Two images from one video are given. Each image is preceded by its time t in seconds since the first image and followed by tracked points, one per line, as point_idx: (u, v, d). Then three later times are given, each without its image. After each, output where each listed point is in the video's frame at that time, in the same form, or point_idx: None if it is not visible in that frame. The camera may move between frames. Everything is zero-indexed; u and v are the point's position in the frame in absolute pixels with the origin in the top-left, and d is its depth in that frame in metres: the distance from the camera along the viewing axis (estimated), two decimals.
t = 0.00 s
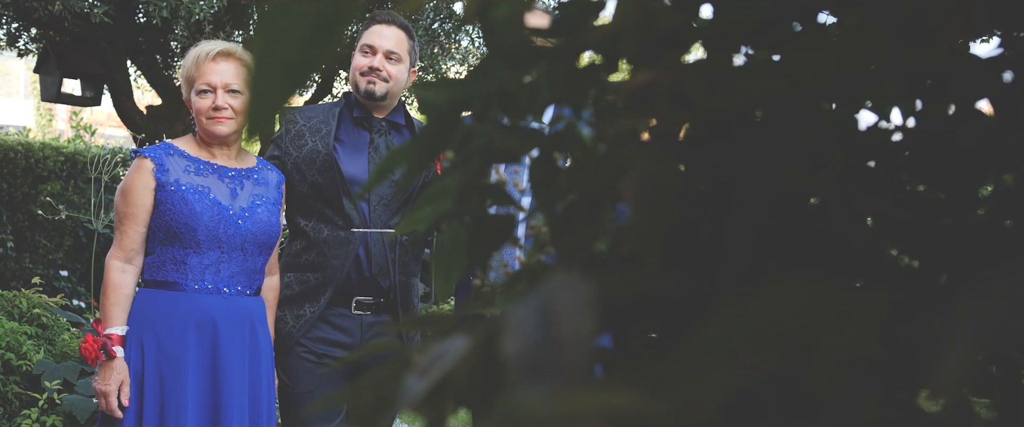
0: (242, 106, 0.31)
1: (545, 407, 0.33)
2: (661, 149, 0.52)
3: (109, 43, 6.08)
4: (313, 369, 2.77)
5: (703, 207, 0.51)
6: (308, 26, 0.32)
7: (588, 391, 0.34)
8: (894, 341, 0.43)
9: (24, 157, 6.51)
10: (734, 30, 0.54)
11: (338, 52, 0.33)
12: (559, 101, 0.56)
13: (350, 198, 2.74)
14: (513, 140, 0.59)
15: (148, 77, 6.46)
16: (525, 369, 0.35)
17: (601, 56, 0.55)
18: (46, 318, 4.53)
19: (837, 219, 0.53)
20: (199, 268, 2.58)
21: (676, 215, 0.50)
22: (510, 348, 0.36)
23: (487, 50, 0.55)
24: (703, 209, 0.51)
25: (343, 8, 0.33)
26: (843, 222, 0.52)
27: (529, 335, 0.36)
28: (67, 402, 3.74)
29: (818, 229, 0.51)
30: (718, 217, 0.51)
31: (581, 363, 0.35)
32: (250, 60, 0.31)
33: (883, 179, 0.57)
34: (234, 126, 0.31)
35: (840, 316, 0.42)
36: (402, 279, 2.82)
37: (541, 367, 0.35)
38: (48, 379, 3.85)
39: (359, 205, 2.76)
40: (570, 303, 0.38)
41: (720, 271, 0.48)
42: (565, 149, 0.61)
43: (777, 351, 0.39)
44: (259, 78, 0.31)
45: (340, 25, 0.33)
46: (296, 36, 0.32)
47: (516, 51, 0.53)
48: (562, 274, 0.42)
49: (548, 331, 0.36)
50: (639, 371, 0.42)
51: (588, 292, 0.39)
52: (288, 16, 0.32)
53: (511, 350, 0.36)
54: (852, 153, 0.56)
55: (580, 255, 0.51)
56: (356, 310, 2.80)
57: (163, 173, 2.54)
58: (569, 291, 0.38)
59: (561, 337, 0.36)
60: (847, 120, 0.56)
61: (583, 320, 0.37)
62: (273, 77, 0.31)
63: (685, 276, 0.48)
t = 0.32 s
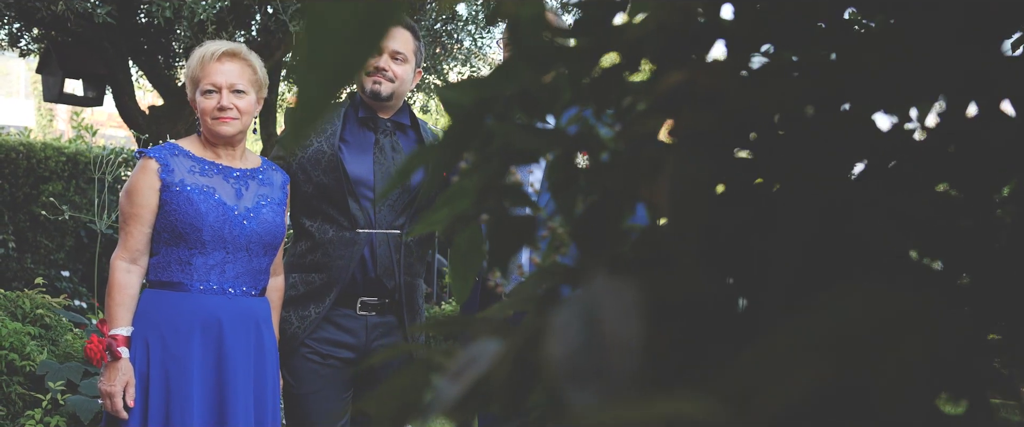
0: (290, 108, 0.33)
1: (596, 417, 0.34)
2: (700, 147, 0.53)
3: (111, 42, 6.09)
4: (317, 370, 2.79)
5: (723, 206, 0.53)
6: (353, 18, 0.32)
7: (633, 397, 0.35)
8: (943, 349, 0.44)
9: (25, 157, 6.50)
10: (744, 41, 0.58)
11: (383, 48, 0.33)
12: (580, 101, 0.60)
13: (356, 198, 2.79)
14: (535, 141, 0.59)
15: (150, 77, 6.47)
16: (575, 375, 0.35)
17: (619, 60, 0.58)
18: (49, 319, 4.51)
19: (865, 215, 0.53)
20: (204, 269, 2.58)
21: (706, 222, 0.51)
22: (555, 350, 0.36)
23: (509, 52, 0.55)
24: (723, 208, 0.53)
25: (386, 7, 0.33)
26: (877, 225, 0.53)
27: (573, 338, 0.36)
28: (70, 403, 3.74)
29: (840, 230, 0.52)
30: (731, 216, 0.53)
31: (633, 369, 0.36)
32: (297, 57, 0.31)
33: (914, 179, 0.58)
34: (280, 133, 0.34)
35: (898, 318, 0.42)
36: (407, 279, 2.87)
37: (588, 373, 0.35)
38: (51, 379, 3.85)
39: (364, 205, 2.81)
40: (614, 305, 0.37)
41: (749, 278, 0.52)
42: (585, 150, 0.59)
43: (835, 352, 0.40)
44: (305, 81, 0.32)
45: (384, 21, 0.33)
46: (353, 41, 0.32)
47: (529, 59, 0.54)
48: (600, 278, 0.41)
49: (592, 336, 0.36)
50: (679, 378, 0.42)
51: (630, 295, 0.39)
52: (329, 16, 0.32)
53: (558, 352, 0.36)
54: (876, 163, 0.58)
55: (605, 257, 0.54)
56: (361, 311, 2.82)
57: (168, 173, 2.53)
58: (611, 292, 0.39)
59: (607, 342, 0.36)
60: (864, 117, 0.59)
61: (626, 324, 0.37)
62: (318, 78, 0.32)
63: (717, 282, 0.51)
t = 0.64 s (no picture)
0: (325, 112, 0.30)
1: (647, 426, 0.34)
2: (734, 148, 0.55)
3: (112, 43, 6.08)
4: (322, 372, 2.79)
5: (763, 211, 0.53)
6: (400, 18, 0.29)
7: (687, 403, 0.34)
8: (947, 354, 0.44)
9: (27, 157, 6.50)
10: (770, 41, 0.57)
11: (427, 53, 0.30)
12: (604, 101, 0.60)
13: (360, 199, 2.82)
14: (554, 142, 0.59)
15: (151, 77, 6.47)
16: (623, 381, 0.34)
17: (645, 60, 0.58)
18: (53, 319, 4.52)
19: (888, 218, 0.56)
20: (209, 269, 2.57)
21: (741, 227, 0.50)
22: (601, 355, 0.35)
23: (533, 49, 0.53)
24: (758, 211, 0.52)
25: None
26: (874, 216, 0.55)
27: (619, 343, 0.35)
28: (74, 403, 3.73)
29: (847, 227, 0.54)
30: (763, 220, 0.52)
31: (680, 374, 0.35)
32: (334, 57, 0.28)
33: (918, 171, 0.61)
34: (318, 137, 0.30)
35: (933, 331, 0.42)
36: (412, 280, 2.87)
37: (637, 379, 0.34)
38: (55, 380, 3.85)
39: (368, 205, 2.83)
40: (658, 311, 0.37)
41: (783, 289, 0.51)
42: (604, 150, 0.61)
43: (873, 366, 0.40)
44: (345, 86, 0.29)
45: (429, 24, 0.30)
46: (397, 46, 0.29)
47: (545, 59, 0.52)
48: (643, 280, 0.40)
49: (641, 339, 0.35)
50: (729, 384, 0.41)
51: (679, 298, 0.38)
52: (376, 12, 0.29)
53: (603, 358, 0.35)
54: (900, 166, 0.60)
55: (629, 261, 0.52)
56: (366, 311, 2.82)
57: (173, 174, 2.53)
58: (657, 295, 0.38)
59: (652, 346, 0.35)
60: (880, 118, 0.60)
61: (675, 327, 0.36)
62: (357, 85, 0.29)
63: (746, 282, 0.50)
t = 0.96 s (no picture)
0: (381, 116, 0.31)
1: None
2: (759, 149, 0.53)
3: (114, 43, 6.09)
4: (327, 372, 2.79)
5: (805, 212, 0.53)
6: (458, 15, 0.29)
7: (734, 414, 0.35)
8: (998, 358, 0.44)
9: (28, 158, 6.49)
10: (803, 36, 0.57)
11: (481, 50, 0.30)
12: (631, 101, 0.59)
13: (365, 200, 2.81)
14: (571, 140, 0.58)
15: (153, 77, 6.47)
16: (667, 386, 0.35)
17: (671, 62, 0.58)
18: (56, 320, 4.52)
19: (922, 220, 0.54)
20: (215, 270, 2.57)
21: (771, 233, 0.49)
22: (646, 361, 0.36)
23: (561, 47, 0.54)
24: (787, 218, 0.51)
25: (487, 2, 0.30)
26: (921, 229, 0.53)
27: (668, 349, 0.36)
28: (78, 404, 3.74)
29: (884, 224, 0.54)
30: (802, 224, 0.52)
31: (737, 380, 0.35)
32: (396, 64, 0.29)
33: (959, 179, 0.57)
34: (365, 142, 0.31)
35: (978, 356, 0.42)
36: (416, 281, 2.86)
37: (686, 382, 0.35)
38: (60, 381, 3.85)
39: (374, 206, 2.83)
40: (708, 315, 0.37)
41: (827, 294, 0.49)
42: (625, 151, 0.60)
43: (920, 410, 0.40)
44: (402, 84, 0.29)
45: (485, 24, 0.30)
46: (463, 47, 0.29)
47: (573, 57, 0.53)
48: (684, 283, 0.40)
49: (684, 342, 0.36)
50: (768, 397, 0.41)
51: (725, 302, 0.38)
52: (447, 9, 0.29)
53: (650, 364, 0.35)
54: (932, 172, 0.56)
55: (654, 262, 0.53)
56: (371, 312, 2.82)
57: (179, 174, 2.52)
58: (701, 298, 0.38)
59: (700, 355, 0.35)
60: (892, 120, 0.58)
61: (722, 333, 0.36)
62: (408, 90, 0.29)
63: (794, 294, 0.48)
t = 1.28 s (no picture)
0: (426, 120, 0.33)
1: None
2: (788, 152, 0.50)
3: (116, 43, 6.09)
4: (334, 374, 2.81)
5: (844, 223, 0.49)
6: (504, 16, 0.32)
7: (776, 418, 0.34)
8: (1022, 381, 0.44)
9: (29, 157, 6.49)
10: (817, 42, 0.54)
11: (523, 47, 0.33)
12: (650, 104, 0.56)
13: (370, 200, 2.84)
14: (593, 142, 0.56)
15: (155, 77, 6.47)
16: (715, 394, 0.34)
17: (694, 64, 0.56)
18: (59, 321, 4.50)
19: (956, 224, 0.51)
20: (220, 271, 2.56)
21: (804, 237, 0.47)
22: (691, 368, 0.34)
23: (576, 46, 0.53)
24: (825, 223, 0.49)
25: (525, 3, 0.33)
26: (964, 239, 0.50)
27: (708, 358, 0.34)
28: (81, 405, 3.73)
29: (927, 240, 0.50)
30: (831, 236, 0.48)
31: (776, 390, 0.34)
32: (444, 53, 0.31)
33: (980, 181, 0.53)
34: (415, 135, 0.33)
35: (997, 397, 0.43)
36: (422, 282, 2.89)
37: (731, 390, 0.34)
38: (63, 381, 3.84)
39: (379, 207, 2.86)
40: (751, 324, 0.36)
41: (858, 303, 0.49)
42: (646, 151, 0.57)
43: None
44: (444, 89, 0.32)
45: (528, 23, 0.33)
46: (499, 49, 0.32)
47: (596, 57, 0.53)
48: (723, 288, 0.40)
49: (728, 349, 0.35)
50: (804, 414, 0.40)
51: (766, 309, 0.37)
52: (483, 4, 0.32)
53: (694, 374, 0.34)
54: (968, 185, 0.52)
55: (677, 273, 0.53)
56: (376, 313, 2.83)
57: (184, 175, 2.52)
58: (742, 307, 0.37)
59: (743, 364, 0.34)
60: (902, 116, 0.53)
61: (769, 340, 0.35)
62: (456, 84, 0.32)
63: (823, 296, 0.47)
